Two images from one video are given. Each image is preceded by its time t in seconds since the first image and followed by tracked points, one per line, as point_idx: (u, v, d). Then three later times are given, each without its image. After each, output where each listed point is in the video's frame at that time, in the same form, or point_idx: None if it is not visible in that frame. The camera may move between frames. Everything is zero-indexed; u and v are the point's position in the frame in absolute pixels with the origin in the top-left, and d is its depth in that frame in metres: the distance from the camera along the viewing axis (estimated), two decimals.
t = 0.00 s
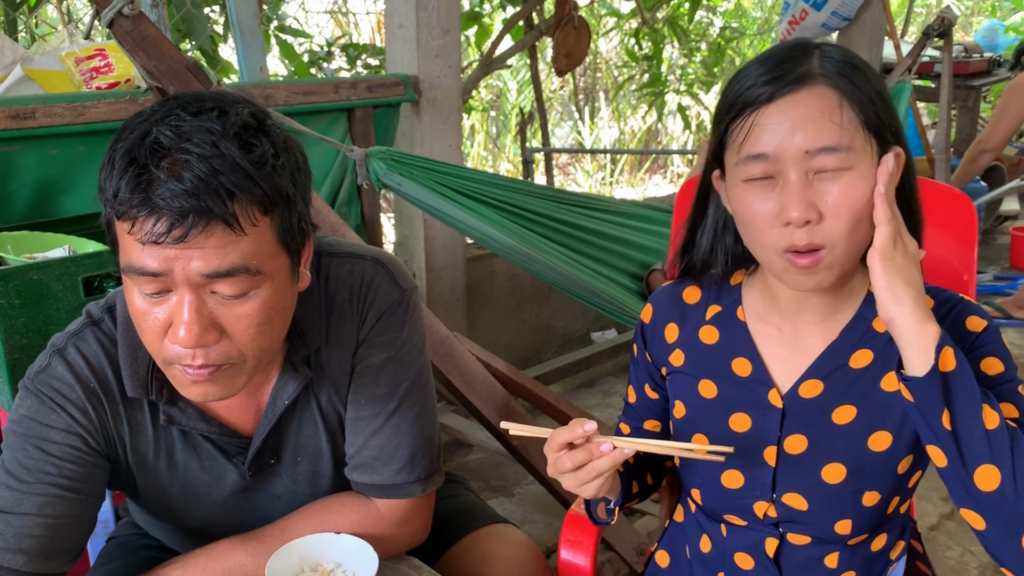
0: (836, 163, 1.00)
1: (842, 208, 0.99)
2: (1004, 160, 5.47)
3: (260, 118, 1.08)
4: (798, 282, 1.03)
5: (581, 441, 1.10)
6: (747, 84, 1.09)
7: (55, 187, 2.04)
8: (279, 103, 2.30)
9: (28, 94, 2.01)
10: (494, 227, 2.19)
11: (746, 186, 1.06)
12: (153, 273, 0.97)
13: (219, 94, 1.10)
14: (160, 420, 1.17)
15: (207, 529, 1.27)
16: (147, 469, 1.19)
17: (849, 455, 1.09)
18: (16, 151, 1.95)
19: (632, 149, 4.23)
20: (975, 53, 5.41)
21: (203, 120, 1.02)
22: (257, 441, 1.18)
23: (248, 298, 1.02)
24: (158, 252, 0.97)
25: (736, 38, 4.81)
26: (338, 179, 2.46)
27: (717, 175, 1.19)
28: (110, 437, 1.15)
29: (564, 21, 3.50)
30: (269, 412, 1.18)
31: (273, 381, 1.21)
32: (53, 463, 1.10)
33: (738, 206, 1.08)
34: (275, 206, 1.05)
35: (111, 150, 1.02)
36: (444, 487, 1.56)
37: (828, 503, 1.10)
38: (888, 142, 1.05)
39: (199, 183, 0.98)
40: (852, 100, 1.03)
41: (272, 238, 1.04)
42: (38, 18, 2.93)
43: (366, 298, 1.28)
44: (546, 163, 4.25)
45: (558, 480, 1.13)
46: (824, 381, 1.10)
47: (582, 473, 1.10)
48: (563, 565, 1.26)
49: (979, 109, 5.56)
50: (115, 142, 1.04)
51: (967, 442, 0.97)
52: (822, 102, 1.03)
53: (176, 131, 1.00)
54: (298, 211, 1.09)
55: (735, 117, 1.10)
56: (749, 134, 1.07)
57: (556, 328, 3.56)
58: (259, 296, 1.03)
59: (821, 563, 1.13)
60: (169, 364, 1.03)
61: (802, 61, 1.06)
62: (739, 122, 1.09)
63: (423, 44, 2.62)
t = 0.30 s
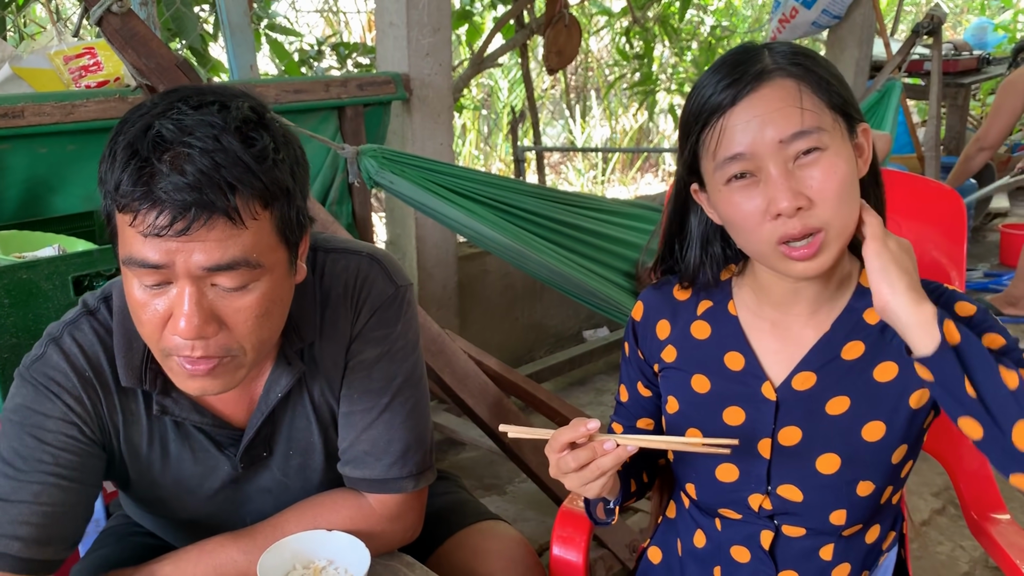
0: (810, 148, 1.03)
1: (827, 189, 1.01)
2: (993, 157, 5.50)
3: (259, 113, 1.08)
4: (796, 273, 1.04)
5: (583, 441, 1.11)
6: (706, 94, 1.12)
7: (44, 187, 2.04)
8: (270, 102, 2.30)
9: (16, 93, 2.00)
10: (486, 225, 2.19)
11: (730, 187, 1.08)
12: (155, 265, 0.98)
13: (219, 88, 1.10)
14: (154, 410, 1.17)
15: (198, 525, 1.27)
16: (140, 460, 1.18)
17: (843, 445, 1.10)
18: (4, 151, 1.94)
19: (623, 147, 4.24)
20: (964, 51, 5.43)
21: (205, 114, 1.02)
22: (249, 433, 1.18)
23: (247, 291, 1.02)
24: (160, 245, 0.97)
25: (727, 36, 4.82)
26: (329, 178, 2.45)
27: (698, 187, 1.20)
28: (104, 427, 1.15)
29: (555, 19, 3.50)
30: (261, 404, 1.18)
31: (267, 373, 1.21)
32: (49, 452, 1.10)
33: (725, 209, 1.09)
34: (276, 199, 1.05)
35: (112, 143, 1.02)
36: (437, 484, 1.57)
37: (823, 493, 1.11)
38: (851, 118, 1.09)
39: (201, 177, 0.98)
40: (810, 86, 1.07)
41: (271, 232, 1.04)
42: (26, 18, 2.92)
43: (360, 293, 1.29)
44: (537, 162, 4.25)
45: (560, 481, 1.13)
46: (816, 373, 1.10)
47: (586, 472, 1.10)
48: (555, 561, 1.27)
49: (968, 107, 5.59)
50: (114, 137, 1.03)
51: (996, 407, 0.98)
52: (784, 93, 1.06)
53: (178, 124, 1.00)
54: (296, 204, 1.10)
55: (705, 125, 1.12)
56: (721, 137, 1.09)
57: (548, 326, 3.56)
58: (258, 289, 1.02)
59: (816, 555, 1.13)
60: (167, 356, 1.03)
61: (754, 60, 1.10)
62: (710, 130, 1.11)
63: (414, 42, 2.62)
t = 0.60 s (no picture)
0: (793, 147, 1.05)
1: (809, 190, 1.03)
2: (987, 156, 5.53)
3: (284, 106, 1.11)
4: (775, 268, 1.07)
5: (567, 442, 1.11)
6: (691, 92, 1.13)
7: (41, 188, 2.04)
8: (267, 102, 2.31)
9: (13, 93, 2.00)
10: (484, 224, 2.20)
11: (713, 186, 1.09)
12: (176, 243, 1.00)
13: (246, 80, 1.12)
14: (156, 393, 1.18)
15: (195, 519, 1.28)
16: (139, 440, 1.19)
17: (824, 429, 1.12)
18: (2, 150, 1.95)
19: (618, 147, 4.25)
20: (958, 50, 5.45)
21: (233, 102, 1.05)
22: (248, 420, 1.19)
23: (264, 274, 1.04)
24: (182, 224, 0.99)
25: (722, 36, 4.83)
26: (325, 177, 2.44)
27: (681, 182, 1.21)
28: (107, 406, 1.16)
29: (550, 19, 3.51)
30: (262, 392, 1.20)
31: (268, 362, 1.22)
32: (52, 425, 1.11)
33: (708, 208, 1.11)
34: (296, 188, 1.07)
35: (140, 125, 1.05)
36: (432, 481, 1.57)
37: (807, 477, 1.12)
38: (832, 115, 1.11)
39: (230, 160, 1.01)
40: (793, 84, 1.09)
41: (289, 219, 1.07)
42: (21, 18, 2.92)
43: (360, 289, 1.30)
44: (533, 162, 4.26)
45: (547, 481, 1.14)
46: (797, 362, 1.13)
47: (571, 472, 1.11)
48: (552, 557, 1.28)
49: (962, 106, 5.61)
50: (141, 121, 1.06)
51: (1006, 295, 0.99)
52: (767, 93, 1.07)
53: (208, 109, 1.03)
54: (314, 195, 1.12)
55: (689, 124, 1.13)
56: (705, 137, 1.10)
57: (544, 325, 3.57)
58: (274, 273, 1.05)
59: (805, 541, 1.14)
60: (182, 337, 1.04)
61: (738, 58, 1.11)
62: (694, 128, 1.12)
63: (410, 43, 2.63)
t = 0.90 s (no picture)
0: (743, 132, 1.09)
1: (763, 167, 1.08)
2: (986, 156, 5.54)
3: (292, 111, 1.12)
4: (751, 249, 1.08)
5: (559, 458, 1.11)
6: (633, 105, 1.16)
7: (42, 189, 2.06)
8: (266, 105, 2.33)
9: (14, 96, 2.02)
10: (483, 226, 2.21)
11: (672, 185, 1.12)
12: (186, 246, 1.01)
13: (254, 85, 1.14)
14: (164, 396, 1.19)
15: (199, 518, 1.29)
16: (147, 443, 1.20)
17: (809, 409, 1.13)
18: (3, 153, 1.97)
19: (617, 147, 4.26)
20: (957, 51, 5.46)
21: (243, 107, 1.06)
22: (255, 422, 1.20)
23: (272, 277, 1.05)
24: (192, 227, 1.00)
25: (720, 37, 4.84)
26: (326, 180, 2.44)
27: (640, 200, 1.24)
28: (116, 410, 1.17)
29: (549, 21, 3.52)
30: (268, 394, 1.20)
31: (273, 364, 1.23)
32: (64, 430, 1.12)
33: (672, 206, 1.13)
34: (305, 192, 1.09)
35: (150, 129, 1.06)
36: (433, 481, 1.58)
37: (798, 460, 1.14)
38: (768, 106, 1.18)
39: (240, 164, 1.02)
40: (728, 79, 1.15)
41: (298, 222, 1.08)
42: (22, 20, 2.94)
43: (365, 290, 1.31)
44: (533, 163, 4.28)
45: (541, 500, 1.14)
46: (777, 350, 1.15)
47: (564, 489, 1.11)
48: (552, 556, 1.30)
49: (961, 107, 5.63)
50: (150, 125, 1.07)
51: None
52: (707, 87, 1.12)
53: (218, 114, 1.04)
54: (322, 199, 1.13)
55: (638, 133, 1.16)
56: (656, 141, 1.13)
57: (544, 326, 3.58)
58: (283, 276, 1.06)
59: (806, 527, 1.15)
60: (190, 339, 1.05)
61: (671, 65, 1.16)
62: (645, 134, 1.15)
63: (409, 45, 2.63)
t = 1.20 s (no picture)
0: (757, 134, 1.11)
1: (771, 172, 1.09)
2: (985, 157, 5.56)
3: (308, 112, 1.14)
4: (741, 249, 1.10)
5: (551, 438, 1.17)
6: (655, 90, 1.19)
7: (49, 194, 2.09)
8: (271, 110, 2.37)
9: (22, 101, 2.04)
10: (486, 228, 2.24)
11: (680, 173, 1.15)
12: (203, 239, 1.03)
13: (271, 87, 1.16)
14: (175, 390, 1.21)
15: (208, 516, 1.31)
16: (158, 436, 1.22)
17: (797, 424, 1.14)
18: (11, 158, 1.99)
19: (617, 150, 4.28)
20: (957, 52, 5.48)
21: (260, 105, 1.08)
22: (263, 418, 1.22)
23: (287, 270, 1.07)
24: (210, 220, 1.03)
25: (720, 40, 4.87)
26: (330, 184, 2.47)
27: (644, 183, 1.28)
28: (129, 402, 1.19)
29: (550, 24, 3.54)
30: (276, 391, 1.22)
31: (283, 360, 1.25)
32: (79, 422, 1.14)
33: (675, 194, 1.16)
34: (319, 188, 1.11)
35: (170, 126, 1.09)
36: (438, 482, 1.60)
37: (782, 471, 1.15)
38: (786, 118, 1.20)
39: (258, 160, 1.04)
40: (753, 80, 1.17)
41: (311, 217, 1.10)
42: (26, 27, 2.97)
43: (373, 292, 1.33)
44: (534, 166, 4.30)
45: (532, 476, 1.20)
46: (766, 358, 1.16)
47: (554, 468, 1.17)
48: (558, 556, 1.33)
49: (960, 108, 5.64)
50: (170, 122, 1.10)
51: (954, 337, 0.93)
52: (731, 84, 1.15)
53: (237, 111, 1.07)
54: (335, 196, 1.15)
55: (656, 116, 1.19)
56: (673, 127, 1.16)
57: (546, 328, 3.60)
58: (296, 270, 1.08)
59: (790, 532, 1.18)
60: (205, 330, 1.08)
61: (702, 58, 1.18)
62: (659, 118, 1.18)
63: (412, 49, 2.66)
